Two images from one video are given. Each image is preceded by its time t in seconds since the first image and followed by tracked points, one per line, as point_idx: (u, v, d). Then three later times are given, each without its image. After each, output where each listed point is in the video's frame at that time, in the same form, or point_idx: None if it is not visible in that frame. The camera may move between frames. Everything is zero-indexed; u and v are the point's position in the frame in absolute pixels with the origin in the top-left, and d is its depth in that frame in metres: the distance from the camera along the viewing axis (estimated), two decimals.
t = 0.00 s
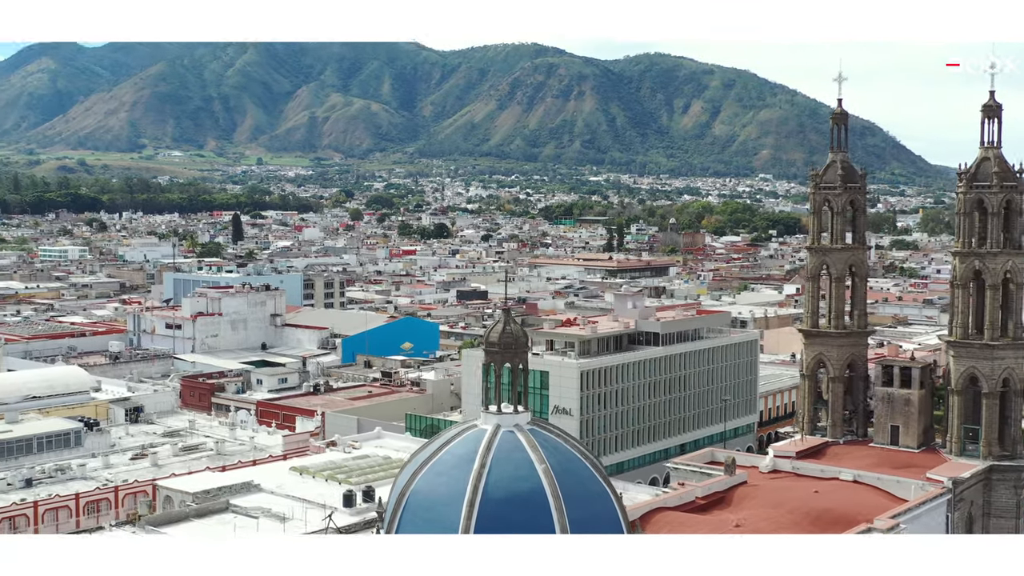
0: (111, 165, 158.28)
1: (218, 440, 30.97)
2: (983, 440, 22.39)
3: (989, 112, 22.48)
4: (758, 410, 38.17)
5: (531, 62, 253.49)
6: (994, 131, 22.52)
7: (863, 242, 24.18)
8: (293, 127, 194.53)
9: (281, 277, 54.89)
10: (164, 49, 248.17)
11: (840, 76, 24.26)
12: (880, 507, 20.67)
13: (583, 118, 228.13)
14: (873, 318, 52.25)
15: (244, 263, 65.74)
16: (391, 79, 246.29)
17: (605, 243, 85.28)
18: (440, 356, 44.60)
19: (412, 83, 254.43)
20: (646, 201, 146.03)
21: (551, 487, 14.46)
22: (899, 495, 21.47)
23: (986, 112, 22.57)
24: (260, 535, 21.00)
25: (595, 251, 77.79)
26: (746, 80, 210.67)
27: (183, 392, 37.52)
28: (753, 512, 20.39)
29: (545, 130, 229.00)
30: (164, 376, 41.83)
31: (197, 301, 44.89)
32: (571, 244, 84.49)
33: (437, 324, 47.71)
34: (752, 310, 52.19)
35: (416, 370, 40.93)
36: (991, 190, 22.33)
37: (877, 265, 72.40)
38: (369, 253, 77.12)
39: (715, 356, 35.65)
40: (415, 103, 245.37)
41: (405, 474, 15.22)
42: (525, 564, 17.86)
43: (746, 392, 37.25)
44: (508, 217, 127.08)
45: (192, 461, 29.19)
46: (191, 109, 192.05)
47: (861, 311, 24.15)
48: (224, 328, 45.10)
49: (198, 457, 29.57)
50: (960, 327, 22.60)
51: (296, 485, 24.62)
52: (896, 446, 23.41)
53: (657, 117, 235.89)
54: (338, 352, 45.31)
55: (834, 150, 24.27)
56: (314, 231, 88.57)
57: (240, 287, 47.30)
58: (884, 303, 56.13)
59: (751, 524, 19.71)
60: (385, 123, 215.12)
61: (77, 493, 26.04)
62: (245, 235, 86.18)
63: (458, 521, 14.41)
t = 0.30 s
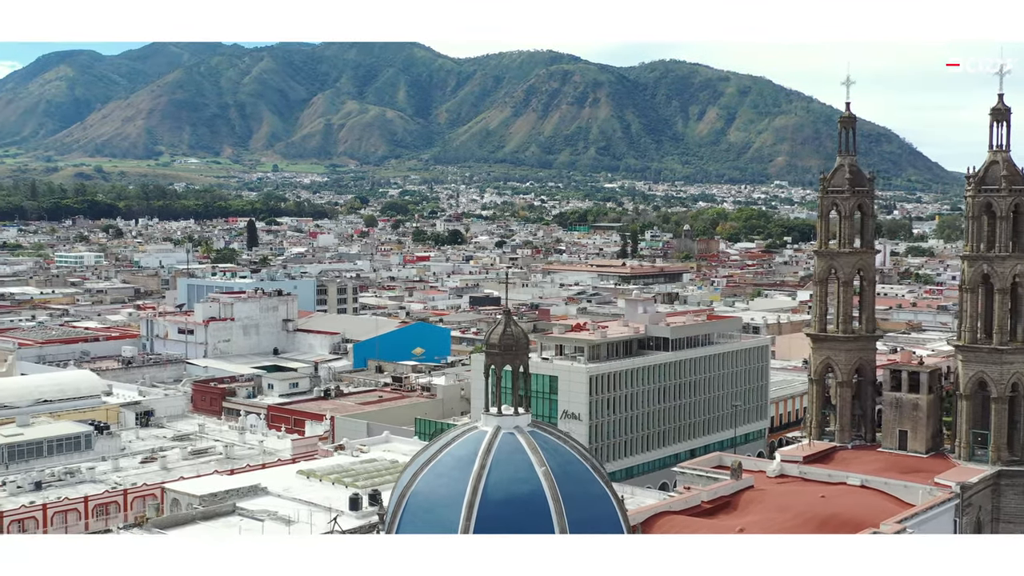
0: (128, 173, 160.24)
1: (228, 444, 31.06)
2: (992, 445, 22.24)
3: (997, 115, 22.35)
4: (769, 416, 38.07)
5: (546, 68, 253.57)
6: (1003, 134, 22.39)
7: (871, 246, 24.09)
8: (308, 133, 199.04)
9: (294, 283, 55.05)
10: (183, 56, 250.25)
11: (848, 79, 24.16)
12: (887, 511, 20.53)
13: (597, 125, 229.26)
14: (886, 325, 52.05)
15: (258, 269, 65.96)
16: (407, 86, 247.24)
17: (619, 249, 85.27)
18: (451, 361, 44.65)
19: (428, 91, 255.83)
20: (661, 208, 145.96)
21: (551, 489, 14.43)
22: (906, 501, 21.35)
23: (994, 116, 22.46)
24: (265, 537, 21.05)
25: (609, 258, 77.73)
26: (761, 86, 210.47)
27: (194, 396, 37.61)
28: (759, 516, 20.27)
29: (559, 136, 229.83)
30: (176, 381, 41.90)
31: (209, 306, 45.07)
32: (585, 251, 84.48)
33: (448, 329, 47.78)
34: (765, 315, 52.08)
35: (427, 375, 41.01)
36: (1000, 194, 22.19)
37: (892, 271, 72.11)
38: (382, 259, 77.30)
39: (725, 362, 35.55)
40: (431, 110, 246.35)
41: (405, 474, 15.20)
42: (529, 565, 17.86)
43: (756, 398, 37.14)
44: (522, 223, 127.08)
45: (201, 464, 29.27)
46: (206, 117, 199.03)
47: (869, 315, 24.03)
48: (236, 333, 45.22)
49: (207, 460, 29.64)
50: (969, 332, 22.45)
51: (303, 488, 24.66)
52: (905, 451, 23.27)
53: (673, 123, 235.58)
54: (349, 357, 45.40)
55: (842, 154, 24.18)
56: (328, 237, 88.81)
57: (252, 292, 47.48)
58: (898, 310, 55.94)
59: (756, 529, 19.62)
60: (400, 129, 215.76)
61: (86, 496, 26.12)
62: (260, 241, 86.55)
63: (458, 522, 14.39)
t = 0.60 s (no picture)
0: (144, 173, 161.21)
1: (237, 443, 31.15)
2: (1000, 447, 22.11)
3: (1006, 115, 22.26)
4: (780, 416, 38.03)
5: (561, 68, 253.65)
6: (1010, 135, 22.32)
7: (878, 247, 24.03)
8: (324, 137, 201.00)
9: (306, 283, 55.20)
10: (200, 58, 251.34)
11: (855, 79, 24.11)
12: (892, 512, 20.44)
13: (612, 124, 229.64)
14: (900, 325, 51.88)
15: (272, 269, 66.10)
16: (422, 86, 247.72)
17: (632, 250, 85.19)
18: (463, 361, 44.72)
19: (443, 91, 256.32)
20: (675, 208, 145.58)
21: (549, 490, 14.43)
22: (913, 502, 21.29)
23: (1002, 116, 22.38)
24: (270, 537, 21.14)
25: (622, 258, 77.71)
26: (776, 85, 209.69)
27: (206, 396, 37.71)
28: (763, 517, 20.21)
29: (574, 136, 230.01)
30: (188, 380, 42.01)
31: (222, 306, 45.24)
32: (599, 251, 84.45)
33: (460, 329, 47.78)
34: (778, 316, 52.04)
35: (438, 375, 41.09)
36: (1008, 195, 22.08)
37: (907, 272, 71.89)
38: (396, 259, 77.43)
39: (735, 363, 35.50)
40: (446, 110, 246.82)
41: (407, 475, 15.22)
42: (536, 565, 17.85)
43: (766, 399, 37.09)
44: (537, 223, 126.88)
45: (210, 463, 29.37)
46: (223, 117, 201.33)
47: (877, 316, 23.96)
48: (249, 333, 45.36)
49: (216, 460, 29.76)
50: (976, 333, 22.38)
51: (310, 487, 24.75)
52: (912, 453, 23.15)
53: (688, 123, 235.10)
54: (361, 357, 45.53)
55: (850, 154, 24.13)
56: (342, 237, 88.99)
57: (264, 292, 47.69)
58: (913, 310, 55.95)
59: (759, 530, 19.56)
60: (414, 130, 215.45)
61: (95, 496, 26.19)
62: (274, 241, 86.85)
63: (457, 523, 14.40)
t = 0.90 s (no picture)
0: (160, 175, 162.27)
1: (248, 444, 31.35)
2: (1005, 449, 22.10)
3: (1011, 117, 22.25)
4: (789, 418, 38.05)
5: (576, 69, 253.96)
6: (1015, 136, 22.29)
7: (884, 249, 24.07)
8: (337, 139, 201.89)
9: (319, 285, 55.43)
10: (216, 61, 252.78)
11: (861, 81, 24.13)
12: (897, 513, 20.41)
13: (626, 126, 230.20)
14: (913, 328, 51.74)
15: (286, 271, 66.38)
16: (437, 89, 248.32)
17: (646, 251, 85.27)
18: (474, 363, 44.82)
19: (457, 93, 257.29)
20: (689, 210, 145.51)
21: (547, 489, 14.52)
22: (918, 503, 21.26)
23: (1007, 118, 22.36)
24: (276, 536, 21.30)
25: (636, 260, 77.79)
26: (791, 87, 209.22)
27: (217, 397, 37.92)
28: (768, 518, 20.24)
29: (588, 138, 230.66)
30: (201, 382, 42.19)
31: (234, 307, 45.46)
32: (613, 253, 84.55)
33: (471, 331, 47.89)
34: (790, 318, 52.01)
35: (448, 376, 41.22)
36: (1014, 196, 22.07)
37: (922, 274, 71.69)
38: (410, 261, 77.69)
39: (744, 365, 35.51)
40: (460, 113, 247.93)
41: (409, 475, 15.32)
42: (537, 565, 17.93)
43: (775, 401, 37.09)
44: (551, 225, 126.95)
45: (220, 464, 29.56)
46: (237, 120, 206.31)
47: (883, 317, 23.97)
48: (261, 334, 45.57)
49: (226, 460, 29.93)
50: (982, 334, 22.38)
51: (318, 488, 24.89)
52: (917, 454, 23.13)
53: (703, 125, 234.51)
54: (372, 359, 45.69)
55: (855, 155, 24.15)
56: (357, 239, 89.44)
57: (276, 294, 47.91)
58: (927, 311, 55.90)
59: (762, 531, 19.60)
60: (429, 132, 216.31)
61: (106, 495, 26.35)
62: (289, 243, 87.27)
63: (456, 522, 14.53)
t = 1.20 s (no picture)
0: (176, 174, 163.28)
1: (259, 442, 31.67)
2: (1008, 450, 22.23)
3: (1013, 119, 22.34)
4: (798, 418, 38.17)
5: (591, 69, 254.28)
6: (1018, 138, 22.38)
7: (888, 250, 24.22)
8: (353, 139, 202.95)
9: (333, 285, 55.75)
10: (232, 61, 254.20)
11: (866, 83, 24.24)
12: (898, 513, 20.54)
13: (641, 125, 231.02)
14: (926, 328, 51.78)
15: (300, 270, 66.76)
16: (451, 89, 249.20)
17: (660, 251, 85.44)
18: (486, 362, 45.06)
19: (472, 93, 258.02)
20: (705, 209, 145.60)
21: (546, 487, 14.72)
22: (920, 503, 21.36)
23: (1010, 120, 22.44)
24: (285, 535, 21.58)
25: (649, 259, 77.94)
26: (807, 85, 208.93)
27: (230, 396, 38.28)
28: (769, 517, 20.42)
29: (603, 137, 231.47)
30: (215, 380, 42.57)
31: (248, 307, 45.87)
32: (627, 252, 84.78)
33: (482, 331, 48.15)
34: (802, 318, 52.08)
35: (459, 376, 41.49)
36: (1016, 198, 22.16)
37: (936, 273, 71.60)
38: (424, 260, 77.99)
39: (753, 365, 35.65)
40: (476, 112, 248.99)
41: (411, 473, 15.56)
42: (538, 564, 18.12)
43: (784, 401, 37.24)
44: (565, 224, 127.19)
45: (231, 462, 29.86)
46: (253, 119, 206.57)
47: (887, 319, 24.13)
48: (274, 334, 45.95)
49: (238, 458, 30.26)
50: (984, 335, 22.49)
51: (326, 486, 25.18)
52: (921, 455, 23.22)
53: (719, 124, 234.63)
54: (384, 358, 46.01)
55: (860, 157, 24.27)
56: (371, 239, 89.88)
57: (289, 294, 48.31)
58: (939, 311, 55.96)
59: (763, 530, 19.78)
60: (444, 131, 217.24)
61: (119, 493, 26.65)
62: (304, 242, 87.76)
63: (456, 521, 14.77)
